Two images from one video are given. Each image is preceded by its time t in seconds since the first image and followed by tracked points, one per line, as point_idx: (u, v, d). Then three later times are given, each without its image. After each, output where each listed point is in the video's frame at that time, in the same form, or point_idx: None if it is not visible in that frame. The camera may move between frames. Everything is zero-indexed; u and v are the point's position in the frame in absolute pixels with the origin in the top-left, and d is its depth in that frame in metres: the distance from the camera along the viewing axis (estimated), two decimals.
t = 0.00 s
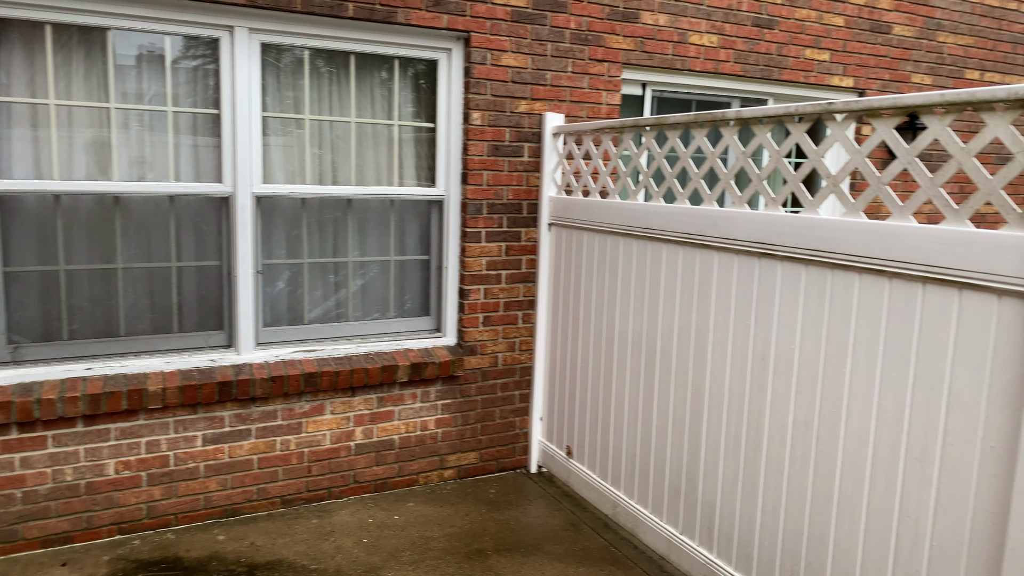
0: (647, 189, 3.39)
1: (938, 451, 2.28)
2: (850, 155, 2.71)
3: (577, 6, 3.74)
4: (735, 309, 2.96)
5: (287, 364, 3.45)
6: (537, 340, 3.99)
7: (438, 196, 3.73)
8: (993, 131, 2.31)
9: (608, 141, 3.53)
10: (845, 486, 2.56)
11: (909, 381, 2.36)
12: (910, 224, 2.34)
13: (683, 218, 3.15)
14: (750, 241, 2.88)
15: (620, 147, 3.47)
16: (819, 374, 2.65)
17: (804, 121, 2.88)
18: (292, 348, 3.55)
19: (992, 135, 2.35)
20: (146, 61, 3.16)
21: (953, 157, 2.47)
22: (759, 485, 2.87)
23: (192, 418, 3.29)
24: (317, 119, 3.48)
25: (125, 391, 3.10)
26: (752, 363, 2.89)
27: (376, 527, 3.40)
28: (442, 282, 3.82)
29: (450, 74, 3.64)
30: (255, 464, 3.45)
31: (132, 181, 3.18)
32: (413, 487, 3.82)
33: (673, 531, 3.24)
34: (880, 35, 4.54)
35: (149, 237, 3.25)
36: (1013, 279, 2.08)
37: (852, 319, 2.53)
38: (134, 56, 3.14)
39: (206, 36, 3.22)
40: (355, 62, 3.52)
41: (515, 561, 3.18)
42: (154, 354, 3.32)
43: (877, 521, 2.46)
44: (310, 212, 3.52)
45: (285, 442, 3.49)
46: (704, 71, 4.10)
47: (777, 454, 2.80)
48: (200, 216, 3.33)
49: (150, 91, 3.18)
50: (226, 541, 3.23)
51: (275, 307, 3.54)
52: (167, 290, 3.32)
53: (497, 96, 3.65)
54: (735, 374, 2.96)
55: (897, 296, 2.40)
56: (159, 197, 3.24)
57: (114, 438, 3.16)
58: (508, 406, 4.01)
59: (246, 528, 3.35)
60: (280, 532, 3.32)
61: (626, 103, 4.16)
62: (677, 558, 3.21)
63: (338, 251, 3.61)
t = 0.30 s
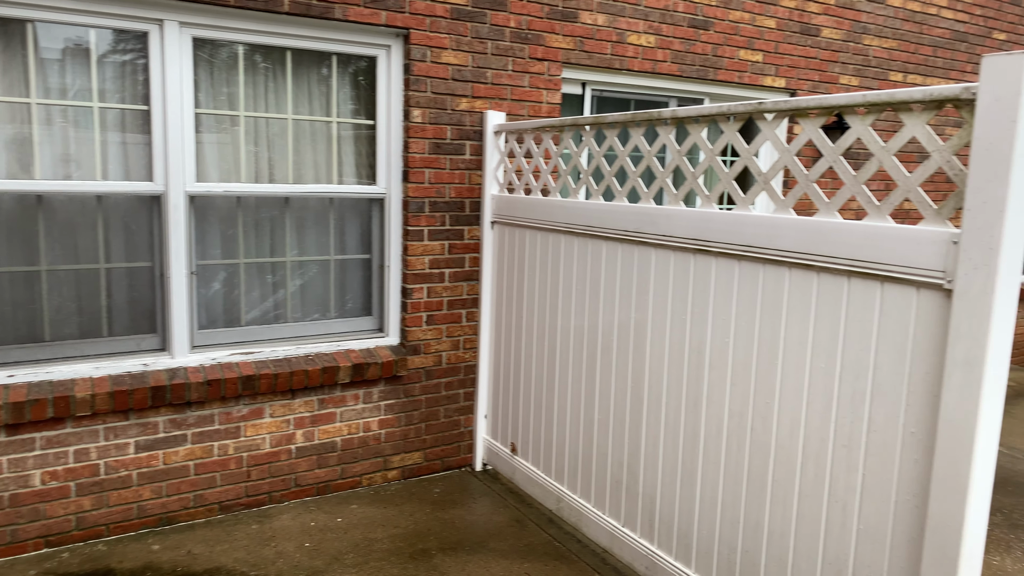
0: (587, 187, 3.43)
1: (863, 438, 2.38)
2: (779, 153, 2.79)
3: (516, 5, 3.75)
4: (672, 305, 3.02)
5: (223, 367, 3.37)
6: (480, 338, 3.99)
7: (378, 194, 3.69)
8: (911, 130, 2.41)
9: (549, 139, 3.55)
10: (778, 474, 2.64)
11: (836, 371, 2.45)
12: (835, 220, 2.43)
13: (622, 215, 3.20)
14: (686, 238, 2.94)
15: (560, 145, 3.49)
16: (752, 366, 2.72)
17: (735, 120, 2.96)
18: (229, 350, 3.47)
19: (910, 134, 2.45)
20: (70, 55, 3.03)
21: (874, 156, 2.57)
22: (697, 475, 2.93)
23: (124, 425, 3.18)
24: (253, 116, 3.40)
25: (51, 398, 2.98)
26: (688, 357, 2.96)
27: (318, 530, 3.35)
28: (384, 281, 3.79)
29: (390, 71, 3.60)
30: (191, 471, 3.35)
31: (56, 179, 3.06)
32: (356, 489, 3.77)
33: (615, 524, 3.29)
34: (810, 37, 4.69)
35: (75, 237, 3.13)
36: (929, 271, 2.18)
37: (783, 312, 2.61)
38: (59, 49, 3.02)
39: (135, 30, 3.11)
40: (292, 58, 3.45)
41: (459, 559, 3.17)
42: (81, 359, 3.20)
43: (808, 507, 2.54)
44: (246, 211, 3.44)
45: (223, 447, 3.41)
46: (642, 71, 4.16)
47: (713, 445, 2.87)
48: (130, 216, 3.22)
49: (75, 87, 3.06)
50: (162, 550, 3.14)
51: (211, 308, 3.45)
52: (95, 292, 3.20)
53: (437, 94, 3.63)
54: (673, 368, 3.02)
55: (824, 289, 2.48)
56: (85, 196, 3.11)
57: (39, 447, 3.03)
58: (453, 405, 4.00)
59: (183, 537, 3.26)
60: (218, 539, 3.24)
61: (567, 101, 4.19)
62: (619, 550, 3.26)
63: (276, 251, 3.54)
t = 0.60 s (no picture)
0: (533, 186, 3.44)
1: (801, 429, 2.44)
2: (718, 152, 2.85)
3: (461, 3, 3.74)
4: (617, 301, 3.06)
5: (163, 372, 3.28)
6: (429, 338, 3.98)
7: (323, 193, 3.64)
8: (842, 130, 2.49)
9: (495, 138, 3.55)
10: (720, 466, 2.70)
11: (774, 364, 2.52)
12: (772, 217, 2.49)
13: (567, 214, 3.22)
14: (630, 236, 2.98)
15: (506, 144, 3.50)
16: (694, 361, 2.77)
17: (676, 120, 3.01)
18: (169, 355, 3.38)
19: (841, 133, 2.53)
20: None
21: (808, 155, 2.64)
22: (643, 469, 2.97)
23: (57, 434, 3.06)
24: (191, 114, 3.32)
25: None
26: (634, 353, 3.00)
27: (264, 536, 3.29)
28: (330, 281, 3.73)
29: (333, 69, 3.55)
30: (130, 479, 3.26)
31: None
32: (303, 493, 3.72)
33: (564, 520, 3.32)
34: (750, 38, 4.80)
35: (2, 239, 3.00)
36: (860, 267, 2.26)
37: (723, 307, 2.67)
38: None
39: (64, 24, 3.00)
40: (232, 55, 3.38)
41: (409, 561, 3.15)
42: (10, 367, 3.07)
43: (750, 498, 2.60)
44: (185, 211, 3.36)
45: (163, 454, 3.32)
46: (587, 71, 4.20)
47: (658, 439, 2.91)
48: (62, 217, 3.10)
49: None
50: (100, 562, 3.04)
51: (150, 312, 3.35)
52: (25, 297, 3.08)
53: (382, 92, 3.60)
54: (619, 364, 3.06)
55: (762, 284, 2.55)
56: (13, 196, 2.99)
57: None
58: (402, 406, 3.97)
59: (122, 547, 3.16)
60: (160, 548, 3.16)
61: (513, 101, 4.21)
62: (569, 546, 3.29)
63: (217, 252, 3.46)
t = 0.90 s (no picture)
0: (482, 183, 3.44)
1: (742, 420, 2.50)
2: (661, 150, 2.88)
3: None
4: (565, 298, 3.08)
5: (100, 377, 3.17)
6: (377, 337, 3.94)
7: (266, 190, 3.58)
8: (779, 128, 2.54)
9: (443, 135, 3.54)
10: (666, 458, 2.74)
11: (717, 357, 2.57)
12: (713, 213, 2.55)
13: (515, 211, 3.23)
14: (576, 233, 3.00)
15: (454, 141, 3.49)
16: (640, 355, 2.81)
17: (620, 118, 3.04)
18: (106, 359, 3.26)
19: (778, 132, 2.59)
20: None
21: (747, 153, 2.69)
22: (591, 463, 3.00)
23: None
24: (127, 110, 3.22)
25: None
26: (581, 349, 3.02)
27: (209, 542, 3.22)
28: (274, 281, 3.67)
29: (276, 64, 3.48)
30: (66, 488, 3.14)
31: None
32: (249, 497, 3.65)
33: (514, 516, 3.33)
34: (693, 38, 4.88)
35: None
36: (796, 261, 2.32)
37: (667, 302, 2.71)
38: None
39: None
40: (170, 49, 3.28)
41: (358, 562, 3.13)
42: None
43: (695, 489, 2.65)
44: (121, 210, 3.25)
45: (101, 461, 3.21)
46: (534, 68, 4.21)
47: (606, 434, 2.94)
48: None
49: None
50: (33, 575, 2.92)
51: (85, 314, 3.24)
52: None
53: (327, 88, 3.55)
54: (567, 360, 3.08)
55: (703, 280, 2.60)
56: None
57: None
58: (350, 406, 3.93)
59: (58, 558, 3.05)
60: (98, 558, 3.06)
61: (460, 97, 4.19)
62: (519, 542, 3.31)
63: (156, 251, 3.37)
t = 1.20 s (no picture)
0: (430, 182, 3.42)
1: (687, 414, 2.54)
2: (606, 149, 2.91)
3: None
4: (513, 296, 3.08)
5: (33, 383, 3.04)
6: (325, 338, 3.89)
7: (209, 189, 3.50)
8: (719, 127, 2.58)
9: (390, 133, 3.51)
10: (614, 454, 2.77)
11: (662, 352, 2.60)
12: (656, 211, 2.58)
13: (463, 210, 3.22)
14: (524, 231, 3.01)
15: (401, 139, 3.47)
16: (588, 351, 2.83)
17: (567, 117, 3.05)
18: (38, 364, 3.12)
19: (718, 131, 2.63)
20: None
21: (689, 151, 2.73)
22: (541, 460, 3.01)
23: None
24: (59, 105, 3.10)
25: None
26: (530, 346, 3.03)
27: (151, 551, 3.13)
28: (218, 281, 3.59)
29: (218, 60, 3.40)
30: None
31: None
32: (193, 503, 3.56)
33: (465, 515, 3.33)
34: (640, 38, 4.95)
35: None
36: (737, 258, 2.37)
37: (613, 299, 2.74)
38: None
39: None
40: (104, 43, 3.18)
41: (306, 566, 3.08)
42: None
43: (642, 482, 2.69)
44: (54, 210, 3.14)
45: (35, 471, 3.09)
46: (483, 66, 4.21)
47: (555, 430, 2.96)
48: None
49: None
50: None
51: (16, 318, 3.11)
52: None
53: (270, 84, 3.48)
54: (516, 357, 3.08)
55: (649, 276, 2.63)
56: None
57: None
58: (298, 409, 3.87)
59: None
60: (33, 571, 2.94)
61: (408, 95, 4.17)
62: (470, 541, 3.31)
63: (92, 252, 3.26)
